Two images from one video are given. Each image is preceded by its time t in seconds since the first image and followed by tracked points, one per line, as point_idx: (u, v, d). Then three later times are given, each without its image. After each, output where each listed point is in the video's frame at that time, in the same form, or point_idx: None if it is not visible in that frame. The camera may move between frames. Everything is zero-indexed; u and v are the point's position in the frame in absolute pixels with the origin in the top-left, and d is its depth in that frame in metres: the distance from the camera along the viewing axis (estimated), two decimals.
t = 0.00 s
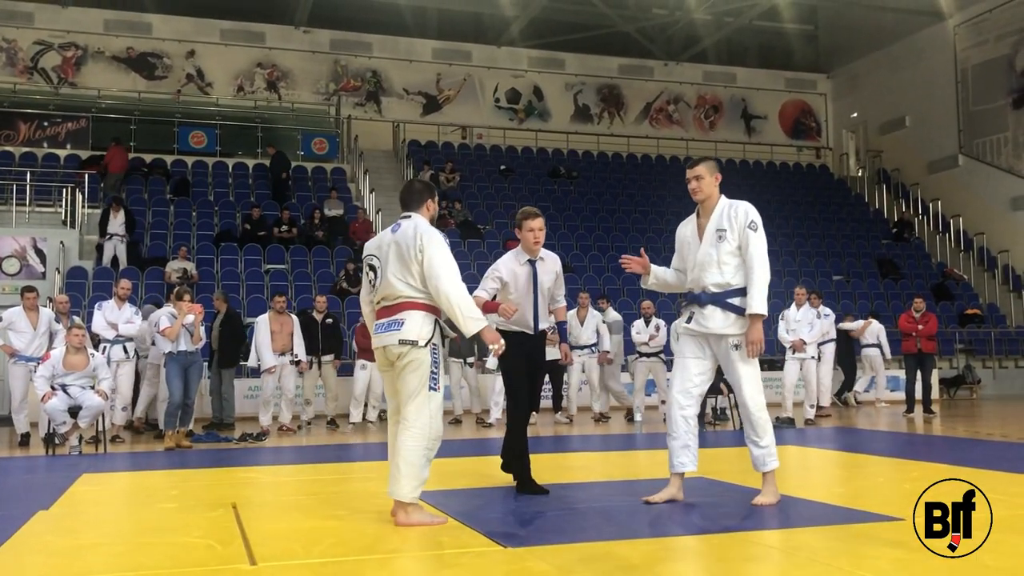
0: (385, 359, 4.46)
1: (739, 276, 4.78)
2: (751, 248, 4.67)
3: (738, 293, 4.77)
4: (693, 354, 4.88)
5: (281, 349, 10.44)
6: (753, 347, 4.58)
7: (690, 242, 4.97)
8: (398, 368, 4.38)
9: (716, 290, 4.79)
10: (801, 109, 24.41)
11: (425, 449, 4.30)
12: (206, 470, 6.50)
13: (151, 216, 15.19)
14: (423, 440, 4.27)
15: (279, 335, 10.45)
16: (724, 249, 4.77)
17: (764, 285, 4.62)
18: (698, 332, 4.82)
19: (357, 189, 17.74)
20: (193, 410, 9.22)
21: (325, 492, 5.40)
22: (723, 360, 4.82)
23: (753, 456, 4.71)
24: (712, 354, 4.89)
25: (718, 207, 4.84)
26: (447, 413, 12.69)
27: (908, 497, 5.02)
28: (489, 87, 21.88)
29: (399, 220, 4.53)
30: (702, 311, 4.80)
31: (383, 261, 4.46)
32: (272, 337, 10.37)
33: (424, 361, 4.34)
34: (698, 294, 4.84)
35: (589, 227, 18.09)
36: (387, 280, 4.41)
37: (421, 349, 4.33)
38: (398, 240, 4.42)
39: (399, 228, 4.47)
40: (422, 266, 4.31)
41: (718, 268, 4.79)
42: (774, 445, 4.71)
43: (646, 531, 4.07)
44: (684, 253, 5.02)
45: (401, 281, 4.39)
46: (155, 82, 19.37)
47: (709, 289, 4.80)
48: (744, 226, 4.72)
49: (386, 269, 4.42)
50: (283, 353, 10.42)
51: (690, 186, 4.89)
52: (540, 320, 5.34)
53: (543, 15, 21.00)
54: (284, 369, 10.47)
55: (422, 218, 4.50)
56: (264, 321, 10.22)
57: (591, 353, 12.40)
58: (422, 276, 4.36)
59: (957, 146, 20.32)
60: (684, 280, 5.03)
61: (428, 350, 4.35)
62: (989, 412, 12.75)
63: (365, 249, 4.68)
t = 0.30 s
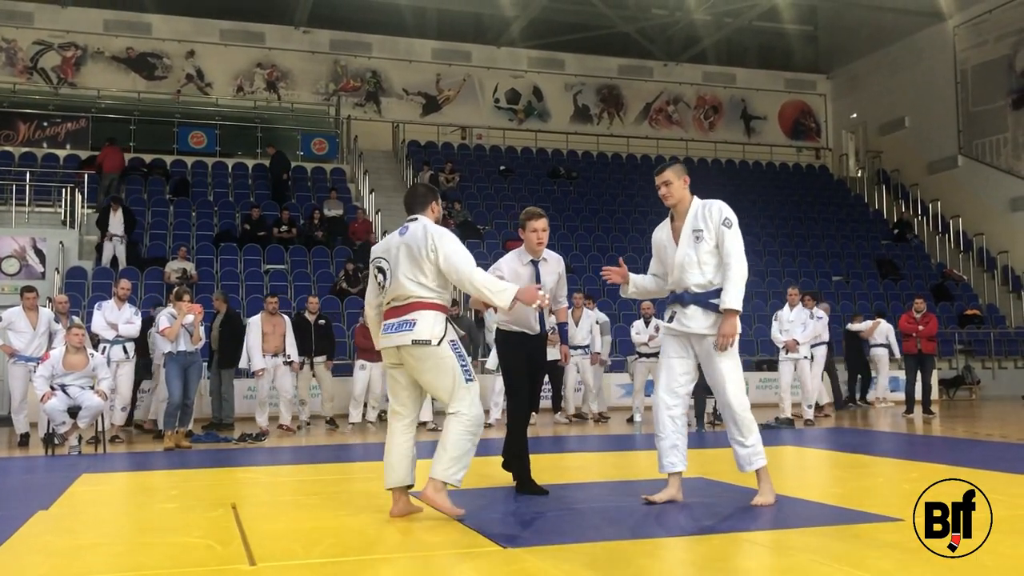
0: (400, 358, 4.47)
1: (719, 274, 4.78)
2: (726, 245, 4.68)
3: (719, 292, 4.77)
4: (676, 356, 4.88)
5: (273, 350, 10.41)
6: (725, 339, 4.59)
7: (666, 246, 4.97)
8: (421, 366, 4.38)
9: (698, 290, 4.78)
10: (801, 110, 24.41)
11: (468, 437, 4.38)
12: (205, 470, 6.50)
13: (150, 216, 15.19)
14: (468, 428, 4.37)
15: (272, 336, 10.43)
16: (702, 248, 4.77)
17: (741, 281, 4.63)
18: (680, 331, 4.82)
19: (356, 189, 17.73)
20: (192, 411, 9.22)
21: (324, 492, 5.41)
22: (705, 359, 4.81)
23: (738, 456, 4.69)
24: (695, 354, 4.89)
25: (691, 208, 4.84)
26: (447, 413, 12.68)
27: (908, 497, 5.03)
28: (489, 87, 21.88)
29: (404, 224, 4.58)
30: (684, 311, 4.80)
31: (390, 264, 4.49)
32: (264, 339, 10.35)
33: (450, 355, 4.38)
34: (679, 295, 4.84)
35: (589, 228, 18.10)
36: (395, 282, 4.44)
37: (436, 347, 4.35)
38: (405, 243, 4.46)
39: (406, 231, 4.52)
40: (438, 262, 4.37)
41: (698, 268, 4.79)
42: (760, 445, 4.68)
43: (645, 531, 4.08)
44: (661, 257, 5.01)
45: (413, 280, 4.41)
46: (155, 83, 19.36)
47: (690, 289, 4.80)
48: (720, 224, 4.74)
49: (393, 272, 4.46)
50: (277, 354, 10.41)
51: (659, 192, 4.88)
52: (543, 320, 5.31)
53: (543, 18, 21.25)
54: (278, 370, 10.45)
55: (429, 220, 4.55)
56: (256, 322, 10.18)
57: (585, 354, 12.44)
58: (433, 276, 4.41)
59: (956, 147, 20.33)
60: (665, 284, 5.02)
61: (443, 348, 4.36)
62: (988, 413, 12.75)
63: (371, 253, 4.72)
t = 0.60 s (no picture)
0: (421, 356, 4.48)
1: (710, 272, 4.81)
2: (718, 242, 4.71)
3: (714, 289, 4.80)
4: (673, 356, 4.87)
5: (267, 348, 10.38)
6: (725, 335, 4.58)
7: (652, 247, 4.94)
8: (443, 366, 4.42)
9: (694, 288, 4.80)
10: (800, 109, 24.41)
11: (479, 442, 4.39)
12: (203, 469, 6.49)
13: (149, 214, 15.17)
14: (481, 433, 4.39)
15: (265, 334, 10.40)
16: (693, 247, 4.78)
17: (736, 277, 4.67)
18: (678, 331, 4.81)
19: (355, 187, 17.72)
20: (191, 409, 9.22)
21: (322, 490, 5.40)
22: (703, 357, 4.80)
23: (738, 454, 4.66)
24: (691, 352, 4.90)
25: (675, 208, 4.83)
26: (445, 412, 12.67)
27: (908, 496, 5.03)
28: (488, 86, 21.86)
29: (434, 221, 4.57)
30: (681, 310, 4.80)
31: (421, 260, 4.46)
32: (258, 337, 10.33)
33: (471, 356, 4.43)
34: (674, 295, 4.84)
35: (588, 227, 18.10)
36: (429, 278, 4.44)
37: (465, 346, 4.42)
38: (441, 240, 4.47)
39: (438, 228, 4.52)
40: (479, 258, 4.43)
41: (691, 267, 4.79)
42: (759, 443, 4.67)
43: (643, 531, 4.08)
44: (645, 258, 4.98)
45: (448, 277, 4.44)
46: (153, 81, 19.34)
47: (685, 288, 4.81)
48: (707, 221, 4.77)
49: (427, 268, 4.45)
50: (270, 353, 10.37)
51: (642, 195, 4.86)
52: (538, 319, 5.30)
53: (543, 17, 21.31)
54: (272, 369, 10.43)
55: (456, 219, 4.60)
56: (250, 321, 10.14)
57: (581, 352, 12.46)
58: (469, 276, 4.48)
59: (956, 147, 20.33)
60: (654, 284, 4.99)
61: (471, 348, 4.45)
62: (988, 412, 12.73)
63: (390, 246, 4.64)
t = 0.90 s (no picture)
0: (436, 354, 4.47)
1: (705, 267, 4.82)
2: (714, 239, 4.72)
3: (710, 286, 4.82)
4: (669, 354, 4.86)
5: (264, 346, 10.39)
6: (727, 332, 4.63)
7: (645, 245, 4.94)
8: (457, 365, 4.43)
9: (689, 286, 4.80)
10: (798, 107, 24.42)
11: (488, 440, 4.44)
12: (200, 465, 6.49)
13: (147, 211, 15.16)
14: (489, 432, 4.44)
15: (262, 331, 10.40)
16: (689, 244, 4.78)
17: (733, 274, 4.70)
18: (674, 328, 4.81)
19: (353, 185, 17.72)
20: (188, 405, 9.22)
21: (319, 487, 5.39)
22: (700, 354, 4.81)
23: (736, 451, 4.66)
24: (687, 349, 4.90)
25: (669, 206, 4.84)
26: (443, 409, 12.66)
27: (908, 495, 5.02)
28: (487, 83, 21.85)
29: (457, 218, 4.59)
30: (677, 307, 4.80)
31: (444, 255, 4.46)
32: (254, 335, 10.33)
33: (485, 356, 4.48)
34: (669, 292, 4.84)
35: (585, 225, 18.11)
36: (450, 275, 4.44)
37: (481, 346, 4.47)
38: (465, 237, 4.48)
39: (462, 226, 4.53)
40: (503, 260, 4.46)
41: (687, 264, 4.80)
42: (756, 439, 4.69)
43: (641, 528, 4.08)
44: (637, 255, 4.99)
45: (471, 275, 4.46)
46: (151, 77, 19.32)
47: (681, 285, 4.81)
48: (702, 219, 4.78)
49: (449, 265, 4.44)
50: (267, 350, 10.38)
51: (633, 195, 4.86)
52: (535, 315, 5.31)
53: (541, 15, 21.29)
54: (269, 366, 10.44)
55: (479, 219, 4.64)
56: (247, 318, 10.15)
57: (579, 349, 12.47)
58: (488, 276, 4.51)
59: (953, 146, 20.35)
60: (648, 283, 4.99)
61: (486, 348, 4.49)
62: (985, 410, 12.74)
63: (410, 239, 4.62)
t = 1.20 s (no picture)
0: (439, 347, 4.47)
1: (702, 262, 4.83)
2: (711, 233, 4.74)
3: (708, 281, 4.83)
4: (664, 349, 4.86)
5: (259, 339, 10.37)
6: (726, 327, 4.65)
7: (641, 241, 4.93)
8: (461, 359, 4.43)
9: (687, 280, 4.80)
10: (796, 103, 24.42)
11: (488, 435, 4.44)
12: (195, 459, 6.48)
13: (143, 204, 15.13)
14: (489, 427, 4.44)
15: (258, 325, 10.38)
16: (686, 239, 4.78)
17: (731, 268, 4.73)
18: (673, 323, 4.81)
19: (350, 178, 17.73)
20: (184, 399, 9.22)
21: (314, 481, 5.38)
22: (697, 349, 4.82)
23: (731, 445, 4.67)
24: (683, 345, 4.89)
25: (665, 200, 4.84)
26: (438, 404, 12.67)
27: (906, 493, 4.99)
28: (485, 78, 21.81)
29: (467, 212, 4.57)
30: (676, 302, 4.80)
31: (450, 248, 4.45)
32: (250, 329, 10.32)
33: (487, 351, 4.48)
34: (667, 288, 4.85)
35: (583, 220, 18.11)
36: (456, 268, 4.44)
37: (483, 341, 4.47)
38: (472, 232, 4.47)
39: (470, 220, 4.52)
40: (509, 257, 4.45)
41: (685, 259, 4.80)
42: (752, 434, 4.70)
43: (636, 524, 4.06)
44: (632, 249, 4.98)
45: (477, 270, 4.44)
46: (148, 70, 19.28)
47: (680, 280, 4.81)
48: (698, 214, 4.79)
49: (456, 258, 4.43)
50: (263, 344, 10.37)
51: (630, 189, 4.86)
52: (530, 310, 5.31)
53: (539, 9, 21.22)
54: (264, 360, 10.43)
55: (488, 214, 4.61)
56: (243, 312, 10.14)
57: (577, 344, 12.48)
58: (493, 272, 4.50)
59: (951, 143, 20.36)
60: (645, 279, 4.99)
61: (487, 343, 4.49)
62: (980, 408, 12.75)
63: (418, 230, 4.62)
